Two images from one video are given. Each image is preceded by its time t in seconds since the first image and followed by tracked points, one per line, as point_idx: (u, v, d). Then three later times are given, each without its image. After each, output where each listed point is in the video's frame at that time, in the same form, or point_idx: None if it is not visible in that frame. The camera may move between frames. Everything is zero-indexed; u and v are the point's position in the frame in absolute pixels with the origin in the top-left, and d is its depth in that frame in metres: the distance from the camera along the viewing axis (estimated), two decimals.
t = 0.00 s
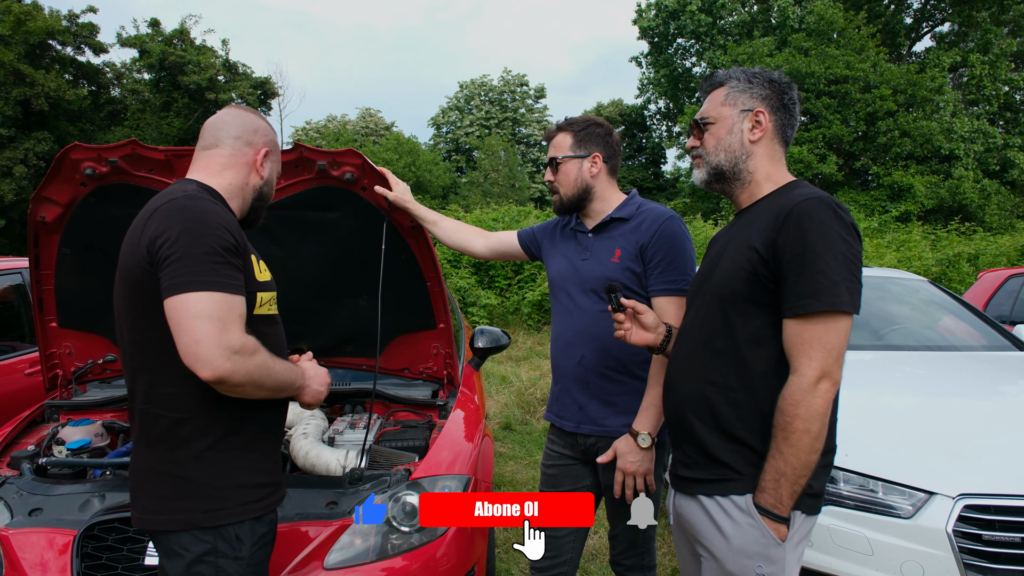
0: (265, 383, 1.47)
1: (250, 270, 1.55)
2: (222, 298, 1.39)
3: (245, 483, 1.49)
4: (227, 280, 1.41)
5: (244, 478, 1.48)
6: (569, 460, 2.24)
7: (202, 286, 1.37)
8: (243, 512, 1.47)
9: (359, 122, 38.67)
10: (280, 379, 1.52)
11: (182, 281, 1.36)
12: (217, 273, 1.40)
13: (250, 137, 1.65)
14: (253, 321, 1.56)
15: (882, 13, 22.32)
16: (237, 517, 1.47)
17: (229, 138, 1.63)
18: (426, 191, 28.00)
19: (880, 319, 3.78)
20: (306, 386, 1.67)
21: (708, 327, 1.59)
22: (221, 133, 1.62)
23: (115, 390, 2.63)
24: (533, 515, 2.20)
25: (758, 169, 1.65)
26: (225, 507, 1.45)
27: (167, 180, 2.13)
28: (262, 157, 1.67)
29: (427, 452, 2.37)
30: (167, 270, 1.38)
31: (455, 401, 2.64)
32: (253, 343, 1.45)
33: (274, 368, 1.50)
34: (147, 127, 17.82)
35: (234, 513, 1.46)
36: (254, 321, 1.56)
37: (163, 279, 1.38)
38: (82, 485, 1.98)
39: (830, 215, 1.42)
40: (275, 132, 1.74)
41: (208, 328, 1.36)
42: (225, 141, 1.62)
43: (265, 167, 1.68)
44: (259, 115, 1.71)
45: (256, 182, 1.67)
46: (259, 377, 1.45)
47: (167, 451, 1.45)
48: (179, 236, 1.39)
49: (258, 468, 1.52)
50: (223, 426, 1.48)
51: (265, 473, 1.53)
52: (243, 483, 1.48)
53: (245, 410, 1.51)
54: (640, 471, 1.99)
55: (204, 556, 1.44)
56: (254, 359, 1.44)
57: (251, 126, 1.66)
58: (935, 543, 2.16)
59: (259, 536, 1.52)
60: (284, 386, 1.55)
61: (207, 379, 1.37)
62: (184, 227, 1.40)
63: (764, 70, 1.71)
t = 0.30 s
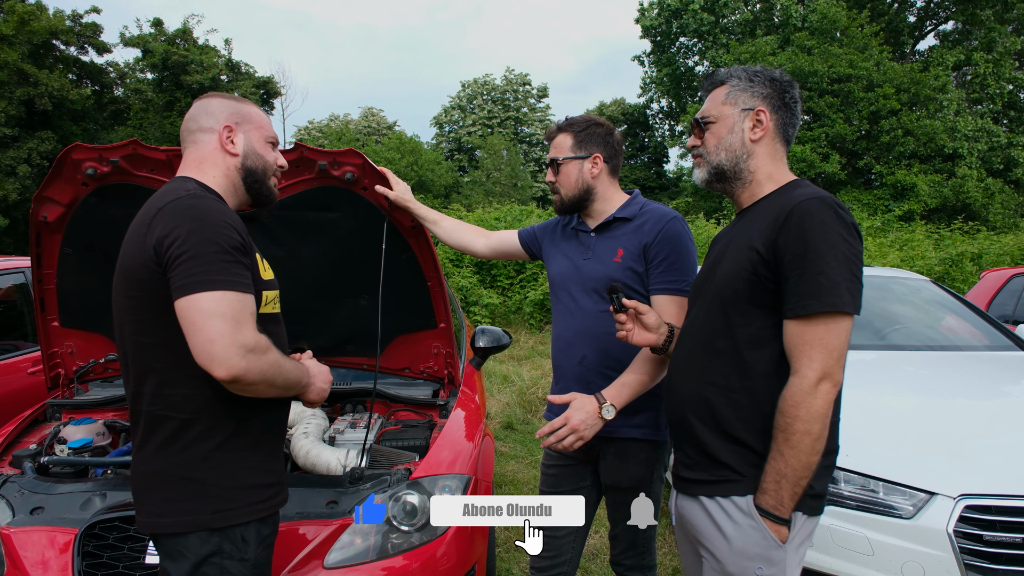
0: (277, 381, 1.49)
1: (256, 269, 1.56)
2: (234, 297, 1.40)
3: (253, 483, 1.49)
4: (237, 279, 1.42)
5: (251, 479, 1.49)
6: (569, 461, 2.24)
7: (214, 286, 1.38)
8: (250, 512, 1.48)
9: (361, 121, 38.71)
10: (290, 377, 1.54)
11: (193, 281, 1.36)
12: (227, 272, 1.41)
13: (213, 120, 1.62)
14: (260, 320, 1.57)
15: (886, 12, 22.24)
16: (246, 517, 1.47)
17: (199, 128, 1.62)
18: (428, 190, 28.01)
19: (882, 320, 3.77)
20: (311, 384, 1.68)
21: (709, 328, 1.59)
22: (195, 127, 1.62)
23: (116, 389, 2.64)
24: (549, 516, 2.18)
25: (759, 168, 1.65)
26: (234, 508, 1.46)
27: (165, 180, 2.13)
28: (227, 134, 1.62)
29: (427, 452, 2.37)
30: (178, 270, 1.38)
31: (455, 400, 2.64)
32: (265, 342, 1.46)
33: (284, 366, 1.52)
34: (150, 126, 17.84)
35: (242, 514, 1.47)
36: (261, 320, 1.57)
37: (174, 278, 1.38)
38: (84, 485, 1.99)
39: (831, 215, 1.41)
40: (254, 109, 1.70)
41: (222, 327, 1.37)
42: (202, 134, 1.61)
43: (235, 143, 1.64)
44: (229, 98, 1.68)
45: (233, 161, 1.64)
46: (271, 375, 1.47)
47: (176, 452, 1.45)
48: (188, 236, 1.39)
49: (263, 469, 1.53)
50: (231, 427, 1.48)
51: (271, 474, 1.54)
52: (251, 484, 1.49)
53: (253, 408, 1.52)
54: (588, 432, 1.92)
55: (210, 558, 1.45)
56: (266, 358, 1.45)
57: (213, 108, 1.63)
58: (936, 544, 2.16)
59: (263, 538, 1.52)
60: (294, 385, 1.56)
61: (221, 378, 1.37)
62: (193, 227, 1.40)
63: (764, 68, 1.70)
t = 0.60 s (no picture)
0: (266, 382, 1.48)
1: (247, 267, 1.55)
2: (219, 297, 1.40)
3: (252, 482, 1.50)
4: (223, 278, 1.42)
5: (250, 478, 1.49)
6: (569, 457, 2.24)
7: (199, 287, 1.38)
8: (249, 511, 1.48)
9: (363, 120, 38.72)
10: (281, 377, 1.53)
11: (178, 282, 1.36)
12: (213, 271, 1.41)
13: (211, 115, 1.62)
14: (253, 319, 1.57)
15: (887, 9, 22.18)
16: (245, 516, 1.48)
17: (195, 123, 1.62)
18: (429, 188, 28.00)
19: (883, 317, 3.77)
20: (308, 383, 1.67)
21: (709, 326, 1.59)
22: (192, 122, 1.63)
23: (118, 387, 2.64)
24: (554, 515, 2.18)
25: (760, 165, 1.65)
26: (233, 507, 1.46)
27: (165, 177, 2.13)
28: (224, 129, 1.63)
29: (428, 448, 2.38)
30: (163, 270, 1.38)
31: (455, 397, 2.64)
32: (252, 342, 1.46)
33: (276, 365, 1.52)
34: (152, 125, 17.84)
35: (241, 513, 1.47)
36: (255, 319, 1.57)
37: (159, 279, 1.38)
38: (85, 481, 1.99)
39: (830, 212, 1.41)
40: (253, 104, 1.71)
41: (206, 328, 1.37)
42: (200, 131, 1.62)
43: (232, 140, 1.64)
44: (224, 92, 1.68)
45: (228, 157, 1.64)
46: (261, 375, 1.46)
47: (173, 453, 1.45)
48: (174, 236, 1.40)
49: (263, 467, 1.53)
50: (227, 427, 1.48)
51: (272, 472, 1.55)
52: (250, 483, 1.49)
53: (250, 407, 1.52)
54: (550, 400, 2.05)
55: (209, 556, 1.45)
56: (253, 358, 1.44)
57: (211, 102, 1.63)
58: (936, 540, 2.16)
59: (262, 536, 1.53)
60: (287, 384, 1.55)
61: (206, 379, 1.37)
62: (179, 227, 1.40)
63: (766, 64, 1.70)
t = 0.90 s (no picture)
0: (261, 381, 1.47)
1: (244, 266, 1.55)
2: (212, 297, 1.40)
3: (250, 481, 1.50)
4: (216, 278, 1.41)
5: (249, 478, 1.49)
6: (571, 455, 2.24)
7: (192, 287, 1.38)
8: (247, 510, 1.48)
9: (363, 118, 38.69)
10: (278, 377, 1.53)
11: (170, 282, 1.36)
12: (206, 271, 1.40)
13: (211, 114, 1.62)
14: (250, 318, 1.57)
15: (888, 5, 22.12)
16: (244, 515, 1.48)
17: (197, 122, 1.62)
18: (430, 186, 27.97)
19: (884, 314, 3.77)
20: (307, 383, 1.67)
21: (709, 324, 1.59)
22: (192, 122, 1.63)
23: (120, 386, 2.65)
24: (554, 515, 2.18)
25: (762, 162, 1.64)
26: (232, 506, 1.46)
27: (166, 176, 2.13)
28: (225, 129, 1.63)
29: (429, 447, 2.38)
30: (156, 270, 1.38)
31: (457, 396, 2.64)
32: (246, 342, 1.45)
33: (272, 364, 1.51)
34: (152, 123, 17.81)
35: (240, 512, 1.47)
36: (251, 318, 1.57)
37: (152, 279, 1.39)
38: (87, 480, 2.00)
39: (831, 210, 1.41)
40: (254, 102, 1.71)
41: (197, 328, 1.37)
42: (201, 130, 1.62)
43: (233, 139, 1.64)
44: (225, 91, 1.67)
45: (230, 157, 1.64)
46: (256, 375, 1.46)
47: (170, 453, 1.46)
48: (166, 235, 1.40)
49: (263, 467, 1.53)
50: (223, 427, 1.48)
51: (272, 471, 1.55)
52: (248, 481, 1.49)
53: (247, 405, 1.52)
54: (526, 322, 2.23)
55: (208, 554, 1.46)
56: (247, 358, 1.44)
57: (211, 101, 1.63)
58: (937, 537, 2.16)
59: (263, 534, 1.53)
60: (283, 383, 1.55)
61: (199, 379, 1.38)
62: (171, 227, 1.40)
63: (768, 62, 1.69)
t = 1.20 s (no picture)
0: (269, 381, 1.48)
1: (251, 267, 1.56)
2: (223, 297, 1.41)
3: (252, 480, 1.50)
4: (227, 278, 1.42)
5: (250, 476, 1.50)
6: (573, 456, 2.24)
7: (204, 286, 1.38)
8: (249, 509, 1.49)
9: (364, 119, 38.74)
10: (285, 376, 1.53)
11: (183, 282, 1.37)
12: (217, 271, 1.41)
13: (216, 118, 1.62)
14: (256, 318, 1.57)
15: (889, 6, 22.12)
16: (246, 513, 1.48)
17: (201, 126, 1.63)
18: (431, 188, 28.01)
19: (886, 315, 3.77)
20: (311, 382, 1.68)
21: (711, 325, 1.59)
22: (197, 125, 1.63)
23: (122, 387, 2.65)
24: (554, 515, 2.18)
25: (763, 165, 1.65)
26: (234, 505, 1.47)
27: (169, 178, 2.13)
28: (230, 133, 1.63)
29: (431, 448, 2.38)
30: (168, 270, 1.39)
31: (459, 397, 2.65)
32: (255, 341, 1.46)
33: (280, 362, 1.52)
34: (153, 125, 17.81)
35: (242, 510, 1.48)
36: (257, 319, 1.57)
37: (163, 279, 1.39)
38: (90, 481, 2.01)
39: (834, 212, 1.42)
40: (257, 106, 1.71)
41: (210, 327, 1.37)
42: (205, 134, 1.62)
43: (237, 143, 1.65)
44: (229, 96, 1.68)
45: (234, 160, 1.64)
46: (266, 374, 1.47)
47: (174, 451, 1.46)
48: (178, 236, 1.40)
49: (264, 466, 1.54)
50: (228, 426, 1.49)
51: (273, 470, 1.55)
52: (251, 480, 1.50)
53: (249, 404, 1.52)
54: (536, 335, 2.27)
55: (212, 553, 1.46)
56: (256, 357, 1.44)
57: (215, 105, 1.63)
58: (939, 538, 2.16)
59: (266, 533, 1.54)
60: (290, 382, 1.56)
61: (211, 377, 1.38)
62: (183, 228, 1.41)
63: (769, 64, 1.70)
